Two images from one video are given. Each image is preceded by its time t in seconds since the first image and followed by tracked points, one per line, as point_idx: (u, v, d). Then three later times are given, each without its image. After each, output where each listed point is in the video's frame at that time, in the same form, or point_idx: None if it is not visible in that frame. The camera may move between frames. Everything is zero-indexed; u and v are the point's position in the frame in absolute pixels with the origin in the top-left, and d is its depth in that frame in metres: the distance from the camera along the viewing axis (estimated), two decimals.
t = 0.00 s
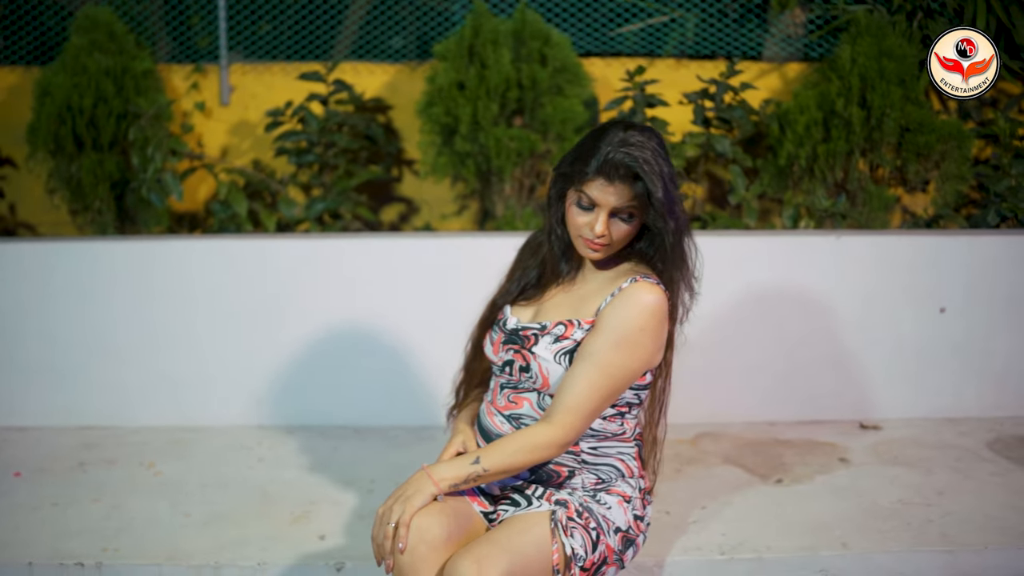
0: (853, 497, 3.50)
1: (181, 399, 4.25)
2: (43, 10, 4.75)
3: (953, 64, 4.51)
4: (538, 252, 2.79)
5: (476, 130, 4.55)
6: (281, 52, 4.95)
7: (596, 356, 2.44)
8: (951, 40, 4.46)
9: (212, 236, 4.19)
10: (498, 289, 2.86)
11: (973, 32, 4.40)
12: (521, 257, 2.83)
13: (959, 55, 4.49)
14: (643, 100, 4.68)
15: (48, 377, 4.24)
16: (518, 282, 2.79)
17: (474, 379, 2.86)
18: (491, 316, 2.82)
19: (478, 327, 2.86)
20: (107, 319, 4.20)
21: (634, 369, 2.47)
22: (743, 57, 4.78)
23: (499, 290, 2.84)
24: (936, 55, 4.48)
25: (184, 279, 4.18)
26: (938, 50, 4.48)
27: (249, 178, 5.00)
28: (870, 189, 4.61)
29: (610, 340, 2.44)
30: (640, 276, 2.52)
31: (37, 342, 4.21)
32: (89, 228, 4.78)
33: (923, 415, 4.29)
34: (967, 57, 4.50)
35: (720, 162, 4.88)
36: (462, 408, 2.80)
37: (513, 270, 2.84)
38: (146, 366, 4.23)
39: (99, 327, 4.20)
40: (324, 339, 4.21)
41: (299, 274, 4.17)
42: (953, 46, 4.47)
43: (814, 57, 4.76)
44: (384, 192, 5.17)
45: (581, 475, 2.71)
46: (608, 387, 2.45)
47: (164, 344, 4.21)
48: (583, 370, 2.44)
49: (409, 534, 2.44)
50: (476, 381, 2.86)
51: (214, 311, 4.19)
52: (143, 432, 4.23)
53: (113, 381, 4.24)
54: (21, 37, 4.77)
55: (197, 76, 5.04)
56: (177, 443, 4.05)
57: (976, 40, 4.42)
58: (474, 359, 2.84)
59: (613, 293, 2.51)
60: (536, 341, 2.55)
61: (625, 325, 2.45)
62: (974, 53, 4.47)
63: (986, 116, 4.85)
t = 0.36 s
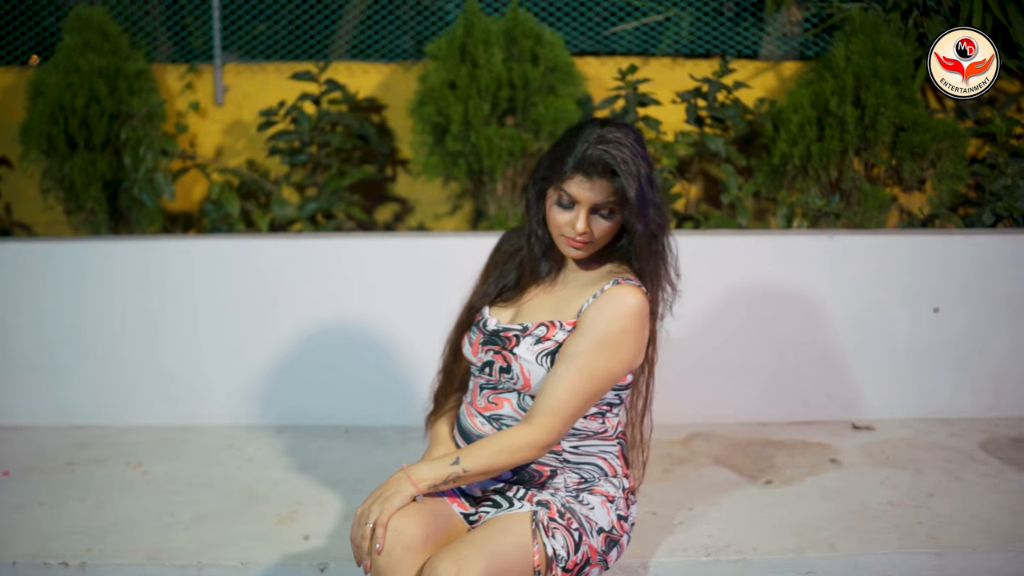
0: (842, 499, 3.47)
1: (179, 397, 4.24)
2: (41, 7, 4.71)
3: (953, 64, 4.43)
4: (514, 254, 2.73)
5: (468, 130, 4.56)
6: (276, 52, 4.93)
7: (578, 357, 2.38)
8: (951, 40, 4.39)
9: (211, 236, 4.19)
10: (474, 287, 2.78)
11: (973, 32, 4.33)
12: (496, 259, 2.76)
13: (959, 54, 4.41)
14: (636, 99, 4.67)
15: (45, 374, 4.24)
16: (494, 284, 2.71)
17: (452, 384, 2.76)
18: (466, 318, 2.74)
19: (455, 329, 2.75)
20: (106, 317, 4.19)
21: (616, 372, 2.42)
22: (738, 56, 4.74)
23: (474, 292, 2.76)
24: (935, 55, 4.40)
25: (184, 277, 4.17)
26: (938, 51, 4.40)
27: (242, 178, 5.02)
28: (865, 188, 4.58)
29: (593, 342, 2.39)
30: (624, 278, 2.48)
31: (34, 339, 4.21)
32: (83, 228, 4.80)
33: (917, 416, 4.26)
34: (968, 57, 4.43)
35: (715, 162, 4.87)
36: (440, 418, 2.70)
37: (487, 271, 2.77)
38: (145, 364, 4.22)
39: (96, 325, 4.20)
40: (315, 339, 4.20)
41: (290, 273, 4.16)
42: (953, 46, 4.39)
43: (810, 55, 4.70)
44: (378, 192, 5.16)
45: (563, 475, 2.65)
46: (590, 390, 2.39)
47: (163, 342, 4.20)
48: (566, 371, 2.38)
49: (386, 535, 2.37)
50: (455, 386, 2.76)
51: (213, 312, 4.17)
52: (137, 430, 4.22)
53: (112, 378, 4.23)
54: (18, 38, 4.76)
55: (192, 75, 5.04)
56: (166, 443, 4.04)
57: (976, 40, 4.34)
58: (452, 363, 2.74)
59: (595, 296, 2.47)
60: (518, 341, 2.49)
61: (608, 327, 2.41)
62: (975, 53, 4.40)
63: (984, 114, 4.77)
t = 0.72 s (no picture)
0: (834, 502, 3.43)
1: (176, 396, 4.20)
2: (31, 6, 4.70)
3: (953, 64, 4.41)
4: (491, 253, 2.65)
5: (458, 128, 4.52)
6: (269, 50, 4.90)
7: (564, 358, 2.32)
8: (951, 41, 4.35)
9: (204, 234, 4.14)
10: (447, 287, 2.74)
11: (973, 33, 4.29)
12: (471, 259, 2.68)
13: (959, 55, 4.39)
14: (627, 96, 4.61)
15: (38, 374, 4.19)
16: (472, 284, 2.63)
17: (432, 389, 2.69)
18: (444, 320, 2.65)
19: (432, 332, 2.69)
20: (100, 315, 4.15)
21: (602, 374, 2.36)
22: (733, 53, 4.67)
23: (451, 293, 2.67)
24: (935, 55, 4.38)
25: (182, 275, 4.13)
26: (938, 51, 4.37)
27: (233, 176, 4.98)
28: (860, 187, 4.52)
29: (580, 342, 2.33)
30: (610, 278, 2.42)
31: (29, 337, 4.16)
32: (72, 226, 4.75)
33: (912, 417, 4.21)
34: (968, 57, 4.40)
35: (709, 159, 4.84)
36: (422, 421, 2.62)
37: (463, 271, 2.69)
38: (141, 362, 4.18)
39: (90, 321, 4.16)
40: (305, 338, 4.16)
41: (280, 271, 4.12)
42: (953, 46, 4.36)
43: (806, 53, 4.66)
44: (371, 190, 5.13)
45: (547, 476, 2.58)
46: (576, 391, 2.33)
47: (159, 340, 4.16)
48: (551, 372, 2.31)
49: (365, 539, 2.29)
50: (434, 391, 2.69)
51: (213, 311, 4.13)
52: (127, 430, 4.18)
53: (108, 377, 4.19)
54: (10, 35, 4.75)
55: (183, 73, 4.99)
56: (152, 443, 4.00)
57: (976, 40, 4.31)
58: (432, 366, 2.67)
59: (582, 295, 2.41)
60: (502, 344, 2.40)
61: (595, 328, 2.35)
62: (975, 54, 4.36)
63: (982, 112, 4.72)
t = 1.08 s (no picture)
0: (832, 511, 3.34)
1: (174, 396, 4.12)
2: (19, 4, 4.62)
3: (953, 63, 4.35)
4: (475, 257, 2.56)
5: (452, 128, 4.45)
6: (262, 48, 4.81)
7: (557, 367, 2.23)
8: (951, 40, 4.30)
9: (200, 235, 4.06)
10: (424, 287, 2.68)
11: (973, 32, 4.25)
12: (454, 264, 2.58)
13: (959, 54, 4.33)
14: (625, 96, 4.53)
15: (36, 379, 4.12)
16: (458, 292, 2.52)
17: (419, 399, 2.57)
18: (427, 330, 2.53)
19: (415, 340, 2.56)
20: (97, 316, 4.08)
21: (597, 381, 2.28)
22: (731, 53, 4.58)
23: (434, 301, 2.57)
24: (936, 54, 4.31)
25: (180, 275, 4.06)
26: (938, 50, 4.31)
27: (224, 176, 4.91)
28: (861, 189, 4.44)
29: (573, 351, 2.24)
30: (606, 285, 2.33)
31: (25, 338, 4.09)
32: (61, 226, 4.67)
33: (913, 424, 4.13)
34: (968, 57, 4.34)
35: (708, 160, 4.77)
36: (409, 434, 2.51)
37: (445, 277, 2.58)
38: (138, 363, 4.10)
39: (85, 321, 4.09)
40: (295, 343, 4.08)
41: (271, 272, 4.03)
42: (953, 45, 4.31)
43: (807, 53, 4.60)
44: (365, 191, 5.07)
45: (538, 486, 2.47)
46: (569, 401, 2.24)
47: (157, 342, 4.08)
48: (544, 382, 2.22)
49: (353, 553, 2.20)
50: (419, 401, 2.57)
51: (214, 312, 4.06)
52: (116, 434, 4.10)
53: (105, 379, 4.12)
54: None
55: (176, 71, 4.94)
56: (139, 447, 3.92)
57: (977, 40, 4.28)
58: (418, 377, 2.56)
59: (574, 303, 2.31)
60: (492, 353, 2.30)
61: (589, 336, 2.26)
62: (975, 53, 4.31)
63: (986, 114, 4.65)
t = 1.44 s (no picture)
0: (838, 520, 3.26)
1: (174, 398, 4.00)
2: None
3: (953, 63, 4.27)
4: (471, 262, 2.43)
5: (451, 125, 4.37)
6: (259, 45, 4.76)
7: (560, 376, 2.14)
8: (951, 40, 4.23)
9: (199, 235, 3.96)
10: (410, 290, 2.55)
11: (973, 32, 4.19)
12: (447, 271, 2.45)
13: (959, 54, 4.26)
14: (627, 93, 4.42)
15: (34, 384, 4.01)
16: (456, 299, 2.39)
17: (413, 408, 2.45)
18: (423, 338, 2.40)
19: (410, 348, 2.42)
20: (96, 317, 3.97)
21: (599, 392, 2.19)
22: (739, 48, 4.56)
23: (426, 307, 2.42)
24: (935, 54, 4.26)
25: (179, 275, 3.95)
26: (938, 50, 4.24)
27: (220, 174, 4.84)
28: (868, 188, 4.35)
29: (576, 359, 2.15)
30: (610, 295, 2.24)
31: (23, 338, 3.98)
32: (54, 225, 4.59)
33: (921, 429, 4.05)
34: (967, 57, 4.27)
35: (712, 158, 4.69)
36: (406, 446, 2.40)
37: (438, 283, 2.44)
38: (136, 365, 3.98)
39: (82, 322, 3.98)
40: (289, 348, 3.96)
41: (267, 272, 3.93)
42: (953, 45, 4.24)
43: (813, 49, 4.51)
44: (363, 189, 4.99)
45: (538, 496, 2.37)
46: (572, 411, 2.15)
47: (155, 343, 3.97)
48: (546, 391, 2.13)
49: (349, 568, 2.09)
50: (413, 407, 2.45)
51: (214, 313, 3.94)
52: (108, 438, 3.99)
53: (104, 381, 4.00)
54: None
55: (170, 67, 4.86)
56: (131, 451, 3.83)
57: (977, 40, 4.22)
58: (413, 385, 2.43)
59: (577, 311, 2.23)
60: (493, 361, 2.20)
61: (592, 345, 2.18)
62: (975, 53, 4.25)
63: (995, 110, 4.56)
